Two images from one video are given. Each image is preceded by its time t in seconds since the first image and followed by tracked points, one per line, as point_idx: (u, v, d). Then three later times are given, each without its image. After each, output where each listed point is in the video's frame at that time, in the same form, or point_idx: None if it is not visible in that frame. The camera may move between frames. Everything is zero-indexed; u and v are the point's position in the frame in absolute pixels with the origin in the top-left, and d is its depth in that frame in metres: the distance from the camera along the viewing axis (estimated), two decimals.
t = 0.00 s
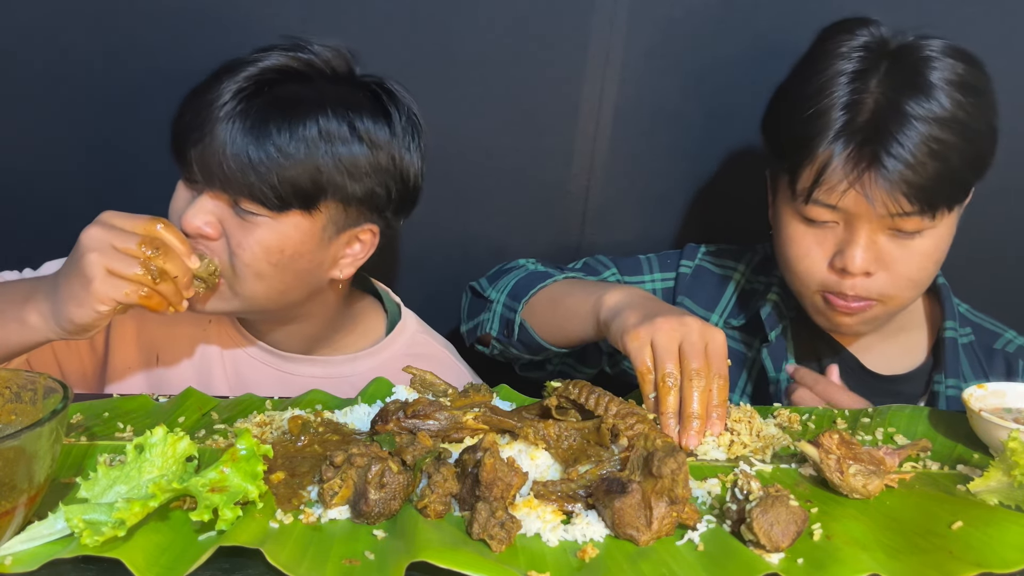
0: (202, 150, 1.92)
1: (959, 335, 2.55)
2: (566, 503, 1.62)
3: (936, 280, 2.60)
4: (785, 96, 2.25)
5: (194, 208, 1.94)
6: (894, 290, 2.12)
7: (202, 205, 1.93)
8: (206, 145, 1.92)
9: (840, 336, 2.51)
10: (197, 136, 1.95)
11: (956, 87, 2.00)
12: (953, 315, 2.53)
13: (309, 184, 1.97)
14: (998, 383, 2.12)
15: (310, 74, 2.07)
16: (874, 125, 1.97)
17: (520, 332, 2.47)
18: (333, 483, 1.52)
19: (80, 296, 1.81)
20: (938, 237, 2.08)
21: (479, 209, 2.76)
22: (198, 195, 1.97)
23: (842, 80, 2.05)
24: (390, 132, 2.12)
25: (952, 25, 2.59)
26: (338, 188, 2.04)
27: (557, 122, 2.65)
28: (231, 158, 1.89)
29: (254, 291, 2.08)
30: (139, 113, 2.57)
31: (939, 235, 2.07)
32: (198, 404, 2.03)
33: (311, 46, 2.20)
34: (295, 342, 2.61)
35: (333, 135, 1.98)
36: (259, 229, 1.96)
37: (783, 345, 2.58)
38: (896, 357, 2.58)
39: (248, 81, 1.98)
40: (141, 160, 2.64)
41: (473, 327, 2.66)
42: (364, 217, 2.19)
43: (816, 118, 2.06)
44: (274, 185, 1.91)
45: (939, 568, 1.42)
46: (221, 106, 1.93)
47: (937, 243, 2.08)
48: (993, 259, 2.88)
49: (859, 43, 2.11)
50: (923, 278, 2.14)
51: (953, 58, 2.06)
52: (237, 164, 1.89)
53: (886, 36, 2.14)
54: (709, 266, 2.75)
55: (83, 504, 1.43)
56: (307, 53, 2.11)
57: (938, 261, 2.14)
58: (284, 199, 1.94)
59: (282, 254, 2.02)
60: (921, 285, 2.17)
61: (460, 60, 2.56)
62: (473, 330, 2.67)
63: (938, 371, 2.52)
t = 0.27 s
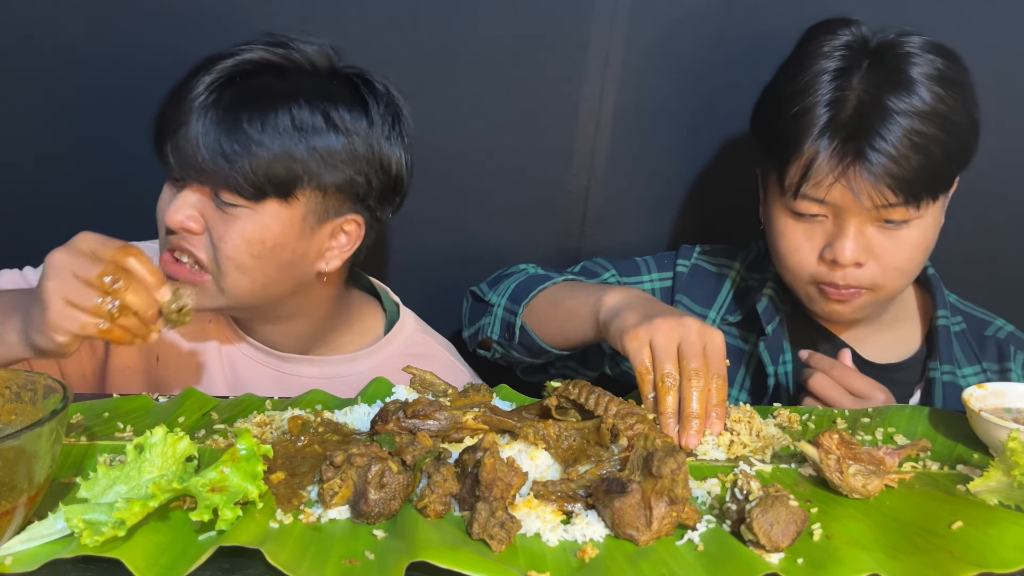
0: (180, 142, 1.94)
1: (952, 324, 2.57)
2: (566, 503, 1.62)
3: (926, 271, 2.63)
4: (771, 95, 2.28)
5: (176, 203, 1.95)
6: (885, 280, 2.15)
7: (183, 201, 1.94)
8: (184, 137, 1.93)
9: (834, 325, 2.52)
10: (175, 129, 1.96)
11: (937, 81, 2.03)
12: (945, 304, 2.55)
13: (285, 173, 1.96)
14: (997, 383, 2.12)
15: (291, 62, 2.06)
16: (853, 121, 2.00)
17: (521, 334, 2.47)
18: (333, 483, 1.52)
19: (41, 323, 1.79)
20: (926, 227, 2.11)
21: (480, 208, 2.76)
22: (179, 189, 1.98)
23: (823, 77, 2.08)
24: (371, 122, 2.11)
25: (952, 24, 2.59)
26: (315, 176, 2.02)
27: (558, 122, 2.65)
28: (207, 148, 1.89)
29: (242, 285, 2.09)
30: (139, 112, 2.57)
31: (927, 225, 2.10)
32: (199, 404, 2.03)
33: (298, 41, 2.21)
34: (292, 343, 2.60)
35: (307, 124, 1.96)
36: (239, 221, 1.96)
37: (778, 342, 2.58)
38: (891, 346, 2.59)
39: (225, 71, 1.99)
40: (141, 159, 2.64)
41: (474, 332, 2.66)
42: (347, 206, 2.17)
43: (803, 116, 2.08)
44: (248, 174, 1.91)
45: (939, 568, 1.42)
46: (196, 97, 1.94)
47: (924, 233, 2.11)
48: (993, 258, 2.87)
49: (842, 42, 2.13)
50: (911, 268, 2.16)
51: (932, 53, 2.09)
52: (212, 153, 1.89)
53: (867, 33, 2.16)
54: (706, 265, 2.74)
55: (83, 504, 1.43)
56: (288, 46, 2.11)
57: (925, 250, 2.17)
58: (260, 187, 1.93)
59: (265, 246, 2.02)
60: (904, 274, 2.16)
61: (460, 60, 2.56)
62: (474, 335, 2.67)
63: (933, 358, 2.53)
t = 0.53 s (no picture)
0: (221, 146, 1.89)
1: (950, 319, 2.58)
2: (566, 503, 1.62)
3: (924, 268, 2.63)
4: (770, 96, 2.28)
5: (215, 214, 1.92)
6: (884, 275, 2.15)
7: (225, 212, 1.91)
8: (224, 141, 1.89)
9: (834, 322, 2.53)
10: (211, 135, 1.92)
11: (936, 78, 2.03)
12: (943, 300, 2.56)
13: (328, 171, 1.96)
14: (997, 383, 2.12)
15: (305, 55, 2.04)
16: (876, 117, 1.98)
17: (524, 334, 2.47)
18: (333, 483, 1.52)
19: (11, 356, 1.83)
20: (925, 224, 2.11)
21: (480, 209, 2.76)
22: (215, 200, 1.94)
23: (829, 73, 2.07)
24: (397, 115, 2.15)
25: (951, 25, 2.60)
26: (357, 171, 2.05)
27: (557, 122, 2.65)
28: (254, 149, 1.86)
29: (285, 284, 2.13)
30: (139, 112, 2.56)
31: (926, 221, 2.10)
32: (199, 404, 2.03)
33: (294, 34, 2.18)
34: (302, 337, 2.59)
35: (346, 121, 1.97)
36: (287, 226, 1.98)
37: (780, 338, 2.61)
38: (890, 342, 2.60)
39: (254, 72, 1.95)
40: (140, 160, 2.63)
41: (478, 334, 2.67)
42: (376, 199, 2.22)
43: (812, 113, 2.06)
44: (299, 172, 1.90)
45: (939, 568, 1.42)
46: (232, 101, 1.91)
47: (924, 229, 2.11)
48: (993, 258, 2.88)
49: (841, 40, 2.13)
50: (911, 264, 2.17)
51: (934, 49, 2.12)
52: (265, 156, 1.86)
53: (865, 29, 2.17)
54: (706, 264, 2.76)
55: (83, 504, 1.43)
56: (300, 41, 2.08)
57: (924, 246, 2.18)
58: (311, 186, 1.94)
59: (308, 246, 2.06)
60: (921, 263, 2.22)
61: (460, 60, 2.56)
62: (479, 335, 2.66)
63: (933, 351, 2.53)
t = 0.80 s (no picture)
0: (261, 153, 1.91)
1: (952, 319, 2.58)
2: (566, 503, 1.62)
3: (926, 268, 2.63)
4: (772, 97, 2.28)
5: (252, 219, 1.93)
6: (886, 276, 2.14)
7: (263, 216, 1.93)
8: (262, 148, 1.91)
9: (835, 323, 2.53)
10: (245, 141, 1.93)
11: (938, 79, 2.03)
12: (945, 300, 2.56)
13: (359, 173, 2.02)
14: (997, 383, 2.12)
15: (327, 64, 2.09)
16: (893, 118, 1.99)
17: (525, 335, 2.45)
18: (333, 483, 1.52)
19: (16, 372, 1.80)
20: (927, 224, 2.11)
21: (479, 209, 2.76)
22: (250, 207, 1.96)
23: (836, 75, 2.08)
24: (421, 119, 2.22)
25: (950, 25, 2.60)
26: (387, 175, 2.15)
27: (557, 122, 2.65)
28: (298, 156, 1.90)
29: (313, 284, 2.16)
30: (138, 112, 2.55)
31: (928, 222, 2.10)
32: (199, 404, 2.03)
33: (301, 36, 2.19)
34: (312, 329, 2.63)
35: (370, 123, 2.04)
36: (325, 229, 2.03)
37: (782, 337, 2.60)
38: (889, 342, 2.60)
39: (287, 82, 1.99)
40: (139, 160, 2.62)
41: (478, 335, 2.65)
42: (399, 194, 2.29)
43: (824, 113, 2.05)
44: (339, 177, 1.98)
45: (939, 568, 1.42)
46: (270, 110, 1.94)
47: (926, 230, 2.11)
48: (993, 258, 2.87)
49: (844, 41, 2.14)
50: (913, 265, 2.16)
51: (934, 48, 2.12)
52: (311, 163, 1.92)
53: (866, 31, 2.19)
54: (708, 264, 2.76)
55: (83, 504, 1.43)
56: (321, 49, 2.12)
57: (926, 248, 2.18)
58: (349, 191, 2.02)
59: (341, 248, 2.11)
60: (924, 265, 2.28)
61: (460, 61, 2.56)
62: (479, 336, 2.65)
63: (934, 351, 2.51)
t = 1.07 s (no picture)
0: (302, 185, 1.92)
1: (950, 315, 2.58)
2: (566, 503, 1.62)
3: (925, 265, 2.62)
4: (772, 97, 2.28)
5: (298, 242, 2.01)
6: (887, 278, 2.15)
7: (309, 237, 2.00)
8: (301, 181, 1.91)
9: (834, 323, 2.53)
10: (278, 174, 1.91)
11: (940, 81, 2.03)
12: (943, 296, 2.55)
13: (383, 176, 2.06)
14: (997, 383, 2.12)
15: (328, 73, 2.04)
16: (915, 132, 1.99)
17: (526, 337, 2.43)
18: (333, 483, 1.52)
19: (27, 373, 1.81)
20: (928, 225, 2.11)
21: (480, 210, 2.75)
22: (292, 231, 2.01)
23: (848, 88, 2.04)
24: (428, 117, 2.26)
25: (950, 24, 2.60)
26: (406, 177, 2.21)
27: (557, 122, 2.64)
28: (341, 182, 1.94)
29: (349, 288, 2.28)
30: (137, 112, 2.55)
31: (929, 223, 2.11)
32: (199, 404, 2.03)
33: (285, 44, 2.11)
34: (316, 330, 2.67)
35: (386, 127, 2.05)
36: (360, 236, 2.12)
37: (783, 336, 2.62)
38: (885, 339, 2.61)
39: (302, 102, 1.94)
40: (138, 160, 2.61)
41: (478, 337, 2.63)
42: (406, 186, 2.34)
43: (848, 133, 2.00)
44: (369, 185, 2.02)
45: (939, 568, 1.42)
46: (298, 140, 1.92)
47: (927, 233, 2.12)
48: (993, 257, 2.87)
49: (846, 42, 2.13)
50: (913, 267, 2.17)
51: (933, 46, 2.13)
52: (353, 186, 1.97)
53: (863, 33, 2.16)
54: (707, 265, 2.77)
55: (83, 504, 1.43)
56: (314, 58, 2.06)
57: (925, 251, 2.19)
58: (377, 198, 2.08)
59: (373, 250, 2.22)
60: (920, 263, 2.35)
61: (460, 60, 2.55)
62: (479, 338, 2.62)
63: (932, 346, 2.50)
